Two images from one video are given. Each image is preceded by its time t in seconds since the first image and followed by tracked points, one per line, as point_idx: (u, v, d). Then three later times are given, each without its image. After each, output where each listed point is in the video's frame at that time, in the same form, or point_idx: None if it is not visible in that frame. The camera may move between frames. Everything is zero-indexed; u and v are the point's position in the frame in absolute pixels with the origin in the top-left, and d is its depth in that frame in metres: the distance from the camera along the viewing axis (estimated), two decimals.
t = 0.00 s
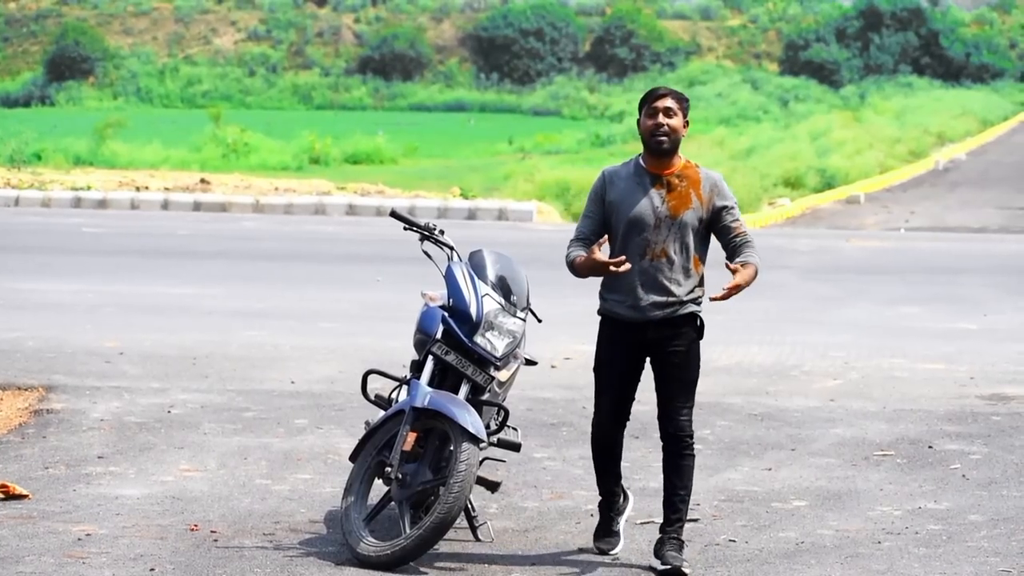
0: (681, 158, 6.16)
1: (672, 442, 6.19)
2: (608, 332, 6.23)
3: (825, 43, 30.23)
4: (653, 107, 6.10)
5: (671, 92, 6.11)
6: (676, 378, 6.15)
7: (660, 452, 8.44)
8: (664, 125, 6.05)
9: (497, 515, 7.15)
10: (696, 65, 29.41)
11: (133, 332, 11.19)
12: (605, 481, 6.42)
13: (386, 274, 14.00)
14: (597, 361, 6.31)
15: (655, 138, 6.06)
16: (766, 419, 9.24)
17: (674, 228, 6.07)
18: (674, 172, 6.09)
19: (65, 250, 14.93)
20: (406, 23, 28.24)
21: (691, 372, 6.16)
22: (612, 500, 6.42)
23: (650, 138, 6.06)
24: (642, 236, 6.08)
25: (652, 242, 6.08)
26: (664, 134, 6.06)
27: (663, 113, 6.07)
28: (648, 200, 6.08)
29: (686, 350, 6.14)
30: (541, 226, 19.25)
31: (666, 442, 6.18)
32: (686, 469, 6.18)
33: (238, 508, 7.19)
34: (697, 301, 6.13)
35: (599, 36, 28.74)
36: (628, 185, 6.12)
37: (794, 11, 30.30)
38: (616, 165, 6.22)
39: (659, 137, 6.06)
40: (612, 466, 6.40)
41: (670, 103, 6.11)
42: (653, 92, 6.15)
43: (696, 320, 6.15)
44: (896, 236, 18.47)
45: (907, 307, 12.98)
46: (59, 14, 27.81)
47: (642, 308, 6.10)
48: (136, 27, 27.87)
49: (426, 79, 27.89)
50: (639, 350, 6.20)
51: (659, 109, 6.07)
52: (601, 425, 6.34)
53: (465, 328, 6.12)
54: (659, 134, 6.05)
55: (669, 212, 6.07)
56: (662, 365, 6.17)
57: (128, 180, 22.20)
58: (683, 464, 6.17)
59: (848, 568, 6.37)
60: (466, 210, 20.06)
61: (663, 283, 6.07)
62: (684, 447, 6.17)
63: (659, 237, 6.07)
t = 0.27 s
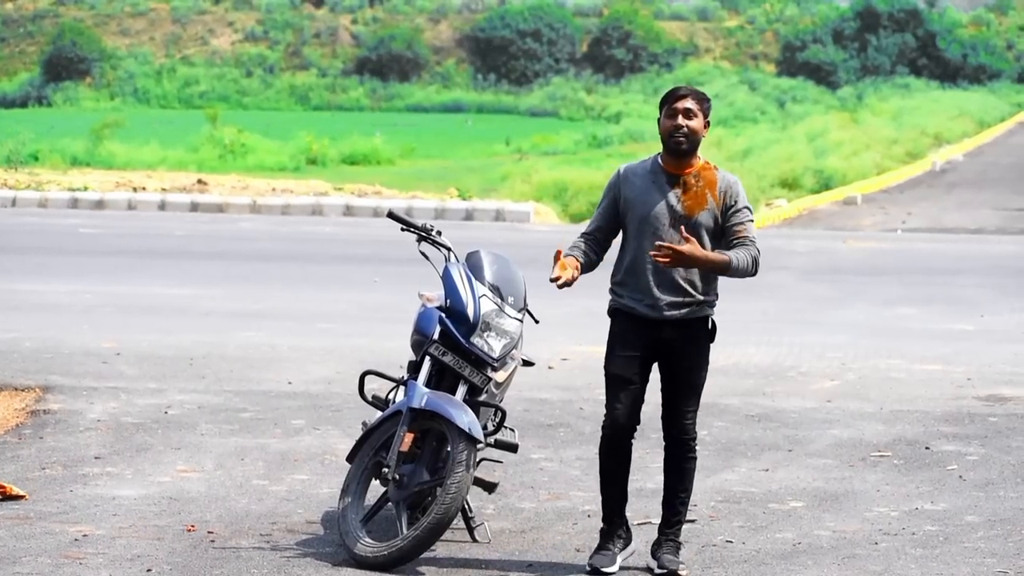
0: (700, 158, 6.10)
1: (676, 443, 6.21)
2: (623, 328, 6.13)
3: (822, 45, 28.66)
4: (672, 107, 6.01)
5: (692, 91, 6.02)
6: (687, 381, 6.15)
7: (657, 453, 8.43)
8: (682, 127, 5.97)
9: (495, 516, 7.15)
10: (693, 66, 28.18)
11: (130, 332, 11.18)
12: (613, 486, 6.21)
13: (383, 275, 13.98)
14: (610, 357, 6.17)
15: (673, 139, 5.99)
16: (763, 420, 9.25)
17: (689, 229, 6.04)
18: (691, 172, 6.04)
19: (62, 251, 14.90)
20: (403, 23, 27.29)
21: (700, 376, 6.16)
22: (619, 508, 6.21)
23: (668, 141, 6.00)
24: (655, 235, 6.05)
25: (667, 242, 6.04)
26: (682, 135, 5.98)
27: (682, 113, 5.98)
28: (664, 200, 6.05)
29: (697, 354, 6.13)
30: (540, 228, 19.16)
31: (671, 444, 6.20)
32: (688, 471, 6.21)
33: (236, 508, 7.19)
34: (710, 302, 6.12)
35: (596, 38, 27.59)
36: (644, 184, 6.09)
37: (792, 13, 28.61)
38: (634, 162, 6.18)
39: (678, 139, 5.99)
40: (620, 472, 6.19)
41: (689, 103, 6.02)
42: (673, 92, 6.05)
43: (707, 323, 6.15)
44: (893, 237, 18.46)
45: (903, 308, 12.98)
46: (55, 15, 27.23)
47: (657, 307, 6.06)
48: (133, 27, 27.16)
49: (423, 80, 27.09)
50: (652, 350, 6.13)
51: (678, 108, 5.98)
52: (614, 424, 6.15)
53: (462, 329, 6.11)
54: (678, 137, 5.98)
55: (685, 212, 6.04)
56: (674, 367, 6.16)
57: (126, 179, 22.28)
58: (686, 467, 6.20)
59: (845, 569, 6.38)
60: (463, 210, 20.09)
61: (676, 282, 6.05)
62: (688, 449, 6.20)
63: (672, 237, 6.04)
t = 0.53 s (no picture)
0: (695, 159, 5.97)
1: (672, 447, 6.10)
2: (623, 333, 5.98)
3: (817, 45, 30.36)
4: (662, 110, 5.93)
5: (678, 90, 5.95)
6: (685, 386, 6.03)
7: (652, 454, 8.42)
8: (672, 129, 5.89)
9: (490, 517, 7.12)
10: (690, 66, 29.47)
11: (127, 334, 11.19)
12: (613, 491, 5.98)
13: (379, 276, 13.98)
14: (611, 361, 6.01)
15: (662, 142, 5.90)
16: (759, 421, 9.24)
17: (687, 232, 5.89)
18: (685, 175, 5.90)
19: (60, 252, 14.96)
20: (399, 24, 28.42)
21: (697, 381, 6.05)
22: (619, 514, 5.97)
23: (659, 144, 5.91)
24: (653, 240, 5.90)
25: (665, 246, 5.90)
26: (672, 137, 5.90)
27: (671, 115, 5.90)
28: (659, 204, 5.90)
29: (697, 360, 6.01)
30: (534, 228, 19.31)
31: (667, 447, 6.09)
32: (683, 475, 6.11)
33: (230, 510, 7.18)
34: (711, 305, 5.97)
35: (591, 38, 28.86)
36: (638, 189, 5.95)
37: (787, 14, 30.18)
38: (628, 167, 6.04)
39: (669, 142, 5.90)
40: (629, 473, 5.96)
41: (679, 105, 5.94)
42: (662, 94, 5.98)
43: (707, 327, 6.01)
44: (891, 238, 18.48)
45: (901, 308, 12.97)
46: (52, 17, 27.89)
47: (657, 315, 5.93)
48: (128, 29, 27.96)
49: (418, 81, 28.13)
50: (651, 355, 6.00)
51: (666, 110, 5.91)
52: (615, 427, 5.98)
53: (457, 330, 6.10)
54: (668, 140, 5.89)
55: (681, 216, 5.89)
56: (672, 371, 6.03)
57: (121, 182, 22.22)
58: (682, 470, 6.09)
59: (840, 570, 6.37)
60: (459, 211, 20.10)
61: (675, 288, 5.90)
62: (684, 453, 6.10)
63: (671, 241, 5.89)
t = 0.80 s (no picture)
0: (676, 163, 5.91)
1: (668, 452, 6.02)
2: (618, 344, 5.88)
3: (813, 46, 30.91)
4: (641, 121, 5.82)
5: (659, 99, 5.82)
6: (683, 390, 5.94)
7: (648, 455, 8.42)
8: (653, 141, 5.79)
9: (487, 517, 7.12)
10: (686, 67, 30.01)
11: (122, 334, 11.18)
12: (613, 506, 5.90)
13: (374, 277, 13.97)
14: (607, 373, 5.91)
15: (648, 157, 5.80)
16: (755, 422, 9.23)
17: (676, 236, 5.83)
18: (669, 179, 5.84)
19: (56, 252, 14.95)
20: (394, 25, 28.66)
21: (693, 385, 5.97)
22: (620, 529, 5.89)
23: (641, 155, 5.82)
24: (644, 246, 5.83)
25: (656, 250, 5.83)
26: (662, 153, 5.80)
27: (660, 138, 5.80)
28: (647, 209, 5.83)
29: (692, 365, 5.94)
30: (529, 229, 19.34)
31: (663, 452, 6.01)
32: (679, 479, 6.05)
33: (226, 510, 7.17)
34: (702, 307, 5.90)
35: (588, 39, 29.30)
36: (623, 197, 5.87)
37: (784, 14, 30.92)
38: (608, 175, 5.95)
39: (651, 152, 5.81)
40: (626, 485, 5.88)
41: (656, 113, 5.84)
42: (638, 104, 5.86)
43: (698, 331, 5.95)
44: (885, 238, 18.49)
45: (896, 309, 12.98)
46: (47, 18, 28.01)
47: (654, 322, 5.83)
48: (125, 29, 28.07)
49: (414, 82, 28.37)
50: (647, 363, 5.91)
51: (656, 128, 5.79)
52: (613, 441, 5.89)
53: (453, 331, 6.09)
54: (650, 151, 5.80)
55: (670, 219, 5.82)
56: (668, 377, 5.94)
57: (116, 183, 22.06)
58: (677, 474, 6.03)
59: (836, 571, 6.37)
60: (455, 212, 20.09)
61: (670, 293, 5.83)
62: (679, 455, 6.02)
63: (662, 245, 5.83)
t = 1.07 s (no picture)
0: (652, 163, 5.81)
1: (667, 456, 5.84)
2: (600, 350, 5.79)
3: (809, 46, 33.06)
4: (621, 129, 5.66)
5: (644, 109, 5.64)
6: (674, 391, 5.79)
7: (646, 455, 8.42)
8: (637, 150, 5.64)
9: (484, 518, 7.11)
10: (682, 67, 31.68)
11: (119, 335, 11.18)
12: (605, 512, 5.82)
13: (371, 277, 13.98)
14: (590, 380, 5.83)
15: (637, 170, 5.67)
16: (752, 422, 9.24)
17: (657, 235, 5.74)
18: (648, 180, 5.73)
19: (53, 252, 14.97)
20: (391, 25, 29.62)
21: (685, 384, 5.81)
22: (614, 536, 5.81)
23: (621, 161, 5.67)
24: (625, 248, 5.73)
25: (637, 252, 5.73)
26: (655, 160, 5.68)
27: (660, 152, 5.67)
28: (627, 212, 5.73)
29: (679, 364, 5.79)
30: (526, 228, 19.42)
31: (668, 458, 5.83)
32: (682, 483, 5.86)
33: (223, 511, 7.17)
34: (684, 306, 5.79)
35: (585, 39, 30.70)
36: (602, 201, 5.75)
37: (780, 16, 33.03)
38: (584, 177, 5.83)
39: (632, 159, 5.66)
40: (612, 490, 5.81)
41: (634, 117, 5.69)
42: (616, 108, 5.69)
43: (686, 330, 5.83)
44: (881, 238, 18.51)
45: (893, 310, 12.99)
46: (44, 18, 28.36)
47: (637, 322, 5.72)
48: (121, 30, 28.53)
49: (411, 82, 29.22)
50: (633, 366, 5.80)
51: (648, 142, 5.63)
52: (599, 448, 5.82)
53: (450, 332, 6.09)
54: (631, 158, 5.66)
55: (650, 221, 5.73)
56: (657, 379, 5.80)
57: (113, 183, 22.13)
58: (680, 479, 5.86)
59: (833, 571, 6.37)
60: (451, 213, 20.10)
61: (653, 293, 5.73)
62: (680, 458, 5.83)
63: (643, 246, 5.73)
